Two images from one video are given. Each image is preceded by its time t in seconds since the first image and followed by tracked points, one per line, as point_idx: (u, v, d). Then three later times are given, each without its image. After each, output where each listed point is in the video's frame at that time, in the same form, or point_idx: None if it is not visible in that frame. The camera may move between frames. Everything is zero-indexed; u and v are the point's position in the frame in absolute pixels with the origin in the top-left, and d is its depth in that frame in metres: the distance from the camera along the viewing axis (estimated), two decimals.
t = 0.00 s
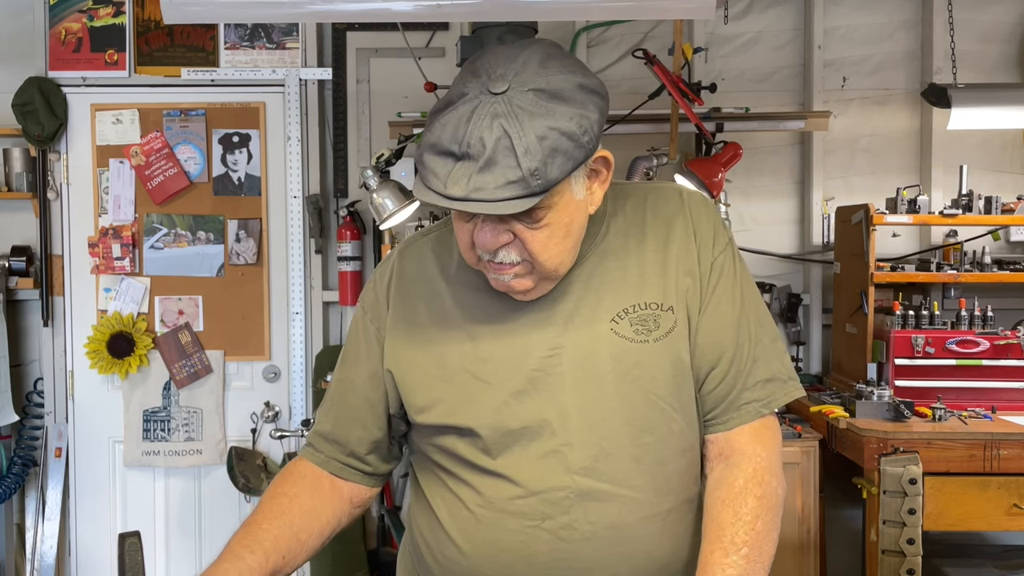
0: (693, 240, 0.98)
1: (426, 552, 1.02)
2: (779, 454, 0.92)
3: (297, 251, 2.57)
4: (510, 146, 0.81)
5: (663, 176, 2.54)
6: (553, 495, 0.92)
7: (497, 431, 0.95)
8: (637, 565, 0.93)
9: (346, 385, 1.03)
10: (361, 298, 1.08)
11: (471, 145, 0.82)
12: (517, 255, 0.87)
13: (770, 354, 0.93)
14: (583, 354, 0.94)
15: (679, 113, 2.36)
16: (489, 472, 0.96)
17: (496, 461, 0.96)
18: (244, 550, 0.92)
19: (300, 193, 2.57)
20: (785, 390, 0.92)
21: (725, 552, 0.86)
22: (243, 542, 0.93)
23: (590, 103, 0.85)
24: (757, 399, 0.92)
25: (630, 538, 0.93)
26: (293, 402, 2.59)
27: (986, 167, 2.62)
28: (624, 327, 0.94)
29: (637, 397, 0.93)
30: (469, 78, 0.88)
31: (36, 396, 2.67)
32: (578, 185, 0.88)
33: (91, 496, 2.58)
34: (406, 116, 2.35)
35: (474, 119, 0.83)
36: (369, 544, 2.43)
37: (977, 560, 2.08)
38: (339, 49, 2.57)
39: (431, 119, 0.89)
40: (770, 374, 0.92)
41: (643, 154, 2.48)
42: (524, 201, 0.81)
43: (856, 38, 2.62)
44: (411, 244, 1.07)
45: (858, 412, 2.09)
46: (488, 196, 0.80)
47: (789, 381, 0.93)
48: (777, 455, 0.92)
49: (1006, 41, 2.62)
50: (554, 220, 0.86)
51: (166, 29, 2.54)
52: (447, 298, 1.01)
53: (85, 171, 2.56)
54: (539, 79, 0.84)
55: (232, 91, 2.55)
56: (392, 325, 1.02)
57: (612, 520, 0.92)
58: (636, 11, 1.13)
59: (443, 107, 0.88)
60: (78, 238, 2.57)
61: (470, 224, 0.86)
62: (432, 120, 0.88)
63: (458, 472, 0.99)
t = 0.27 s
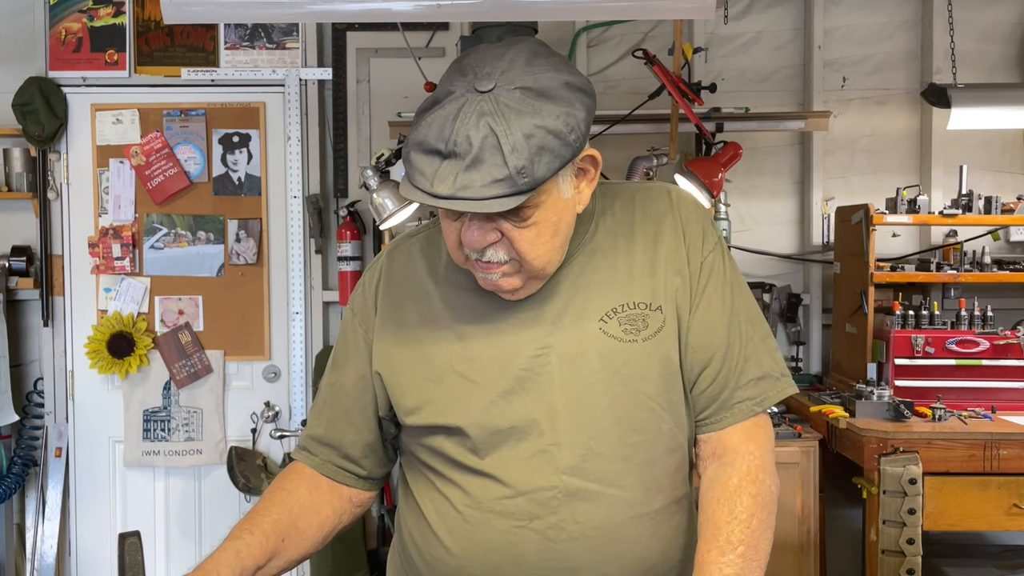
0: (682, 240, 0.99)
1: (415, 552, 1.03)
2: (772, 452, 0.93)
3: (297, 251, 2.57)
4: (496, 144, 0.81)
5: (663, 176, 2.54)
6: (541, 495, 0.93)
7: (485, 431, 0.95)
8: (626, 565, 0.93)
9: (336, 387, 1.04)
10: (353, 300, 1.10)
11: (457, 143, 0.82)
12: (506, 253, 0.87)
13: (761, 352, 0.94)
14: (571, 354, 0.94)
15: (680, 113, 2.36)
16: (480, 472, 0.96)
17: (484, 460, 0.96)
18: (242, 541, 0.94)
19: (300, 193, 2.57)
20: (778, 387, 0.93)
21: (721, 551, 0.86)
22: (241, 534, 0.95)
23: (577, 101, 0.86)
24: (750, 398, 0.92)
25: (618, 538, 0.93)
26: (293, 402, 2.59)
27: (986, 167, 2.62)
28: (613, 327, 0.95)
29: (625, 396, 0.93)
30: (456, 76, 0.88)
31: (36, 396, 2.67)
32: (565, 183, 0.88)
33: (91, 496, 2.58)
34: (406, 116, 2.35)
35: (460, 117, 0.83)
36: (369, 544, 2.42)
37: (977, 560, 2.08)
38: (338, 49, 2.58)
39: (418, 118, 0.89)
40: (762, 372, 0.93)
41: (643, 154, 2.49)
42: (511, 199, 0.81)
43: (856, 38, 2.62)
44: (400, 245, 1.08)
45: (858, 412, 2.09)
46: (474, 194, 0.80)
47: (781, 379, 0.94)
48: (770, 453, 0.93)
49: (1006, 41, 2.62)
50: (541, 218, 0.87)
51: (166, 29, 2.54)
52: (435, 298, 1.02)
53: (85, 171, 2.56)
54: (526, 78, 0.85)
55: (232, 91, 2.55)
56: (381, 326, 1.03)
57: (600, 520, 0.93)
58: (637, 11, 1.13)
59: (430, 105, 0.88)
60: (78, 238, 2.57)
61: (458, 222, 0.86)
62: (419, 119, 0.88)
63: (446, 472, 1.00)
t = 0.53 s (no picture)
0: (673, 241, 1.00)
1: (403, 552, 1.03)
2: (766, 451, 0.94)
3: (297, 251, 2.57)
4: (485, 143, 0.81)
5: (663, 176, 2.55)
6: (529, 495, 0.93)
7: (474, 432, 0.96)
8: (616, 566, 0.93)
9: (328, 390, 1.05)
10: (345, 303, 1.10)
11: (446, 143, 0.82)
12: (495, 253, 0.87)
13: (754, 352, 0.95)
14: (560, 354, 0.95)
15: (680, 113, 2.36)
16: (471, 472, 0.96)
17: (473, 461, 0.97)
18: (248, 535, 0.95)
19: (300, 193, 2.57)
20: (770, 386, 0.94)
21: (719, 550, 0.87)
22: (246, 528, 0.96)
23: (566, 100, 0.86)
24: (743, 397, 0.93)
25: (607, 539, 0.93)
26: (293, 402, 2.59)
27: (985, 167, 2.62)
28: (602, 327, 0.95)
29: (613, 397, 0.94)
30: (445, 75, 0.88)
31: (36, 396, 2.67)
32: (554, 182, 0.89)
33: (91, 496, 2.58)
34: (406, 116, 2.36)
35: (449, 116, 0.83)
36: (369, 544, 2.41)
37: (977, 560, 2.08)
38: (338, 49, 2.58)
39: (407, 117, 0.89)
40: (755, 371, 0.94)
41: (643, 155, 2.49)
42: (500, 199, 0.81)
43: (856, 38, 2.62)
44: (389, 246, 1.09)
45: (858, 412, 2.09)
46: (463, 194, 0.80)
47: (773, 378, 0.95)
48: (764, 452, 0.94)
49: (1006, 40, 2.62)
50: (530, 218, 0.87)
51: (167, 29, 2.54)
52: (425, 299, 1.02)
53: (85, 171, 2.56)
54: (515, 77, 0.85)
55: (232, 91, 2.55)
56: (370, 328, 1.03)
57: (589, 521, 0.93)
58: (637, 11, 1.13)
59: (419, 104, 0.88)
60: (78, 238, 2.57)
61: (447, 222, 0.86)
62: (408, 118, 0.88)
63: (435, 473, 1.00)
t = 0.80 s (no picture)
0: (664, 241, 1.00)
1: (393, 554, 1.03)
2: (762, 450, 0.94)
3: (297, 251, 2.57)
4: (474, 144, 0.81)
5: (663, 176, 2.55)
6: (519, 497, 0.93)
7: (464, 434, 0.96)
8: (606, 568, 0.93)
9: (321, 392, 1.06)
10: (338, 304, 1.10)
11: (435, 142, 0.82)
12: (485, 254, 0.87)
13: (748, 351, 0.95)
14: (551, 356, 0.95)
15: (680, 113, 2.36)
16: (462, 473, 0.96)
17: (463, 462, 0.97)
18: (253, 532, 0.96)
19: (300, 193, 2.57)
20: (766, 385, 0.94)
21: (716, 551, 0.88)
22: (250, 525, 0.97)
23: (556, 101, 0.86)
24: (738, 397, 0.93)
25: (597, 541, 0.93)
26: (293, 402, 2.59)
27: (985, 167, 2.62)
28: (593, 329, 0.96)
29: (603, 398, 0.94)
30: (434, 74, 0.88)
31: (36, 396, 2.67)
32: (544, 183, 0.89)
33: (91, 497, 2.58)
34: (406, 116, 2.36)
35: (438, 115, 0.83)
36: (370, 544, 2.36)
37: (977, 560, 2.08)
38: (338, 49, 2.58)
39: (395, 116, 0.89)
40: (750, 370, 0.94)
41: (643, 155, 2.49)
42: (489, 200, 0.81)
43: (856, 38, 2.62)
44: (377, 247, 1.09)
45: (858, 412, 2.09)
46: (452, 194, 0.80)
47: (768, 377, 0.95)
48: (760, 450, 0.95)
49: (1006, 40, 2.62)
50: (520, 219, 0.87)
51: (167, 29, 2.54)
52: (416, 300, 1.02)
53: (85, 171, 2.56)
54: (505, 77, 0.85)
55: (232, 91, 2.55)
56: (360, 330, 1.04)
57: (579, 522, 0.93)
58: (638, 11, 1.13)
59: (408, 103, 0.87)
60: (78, 238, 2.57)
61: (436, 224, 0.86)
62: (396, 117, 0.88)
63: (425, 475, 1.00)
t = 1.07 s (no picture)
0: (657, 241, 1.01)
1: (385, 557, 1.02)
2: (757, 448, 0.95)
3: (297, 251, 2.57)
4: (464, 147, 0.81)
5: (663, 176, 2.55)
6: (510, 499, 0.93)
7: (456, 435, 0.96)
8: (597, 570, 0.93)
9: (319, 394, 1.08)
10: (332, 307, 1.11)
11: (425, 145, 0.81)
12: (475, 257, 0.88)
13: (742, 351, 0.95)
14: (542, 358, 0.95)
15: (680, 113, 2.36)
16: (456, 474, 0.96)
17: (454, 464, 0.97)
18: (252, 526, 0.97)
19: (300, 193, 2.57)
20: (760, 384, 0.95)
21: (714, 550, 0.88)
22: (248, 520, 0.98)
23: (546, 104, 0.86)
24: (734, 396, 0.94)
25: (588, 543, 0.93)
26: (293, 402, 2.59)
27: (985, 167, 2.62)
28: (585, 330, 0.96)
29: (594, 399, 0.94)
30: (423, 77, 0.88)
31: (36, 396, 2.67)
32: (535, 185, 0.88)
33: (91, 497, 2.58)
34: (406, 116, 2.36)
35: (428, 118, 0.82)
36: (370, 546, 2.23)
37: (977, 560, 2.08)
38: (338, 49, 2.58)
39: (384, 118, 0.89)
40: (744, 369, 0.95)
41: (643, 155, 2.49)
42: (480, 204, 0.81)
43: (856, 38, 2.62)
44: (368, 248, 1.09)
45: (858, 412, 2.09)
46: (442, 198, 0.80)
47: (762, 375, 0.96)
48: (755, 449, 0.95)
49: (1006, 41, 2.62)
50: (511, 222, 0.87)
51: (167, 29, 2.54)
52: (406, 300, 1.02)
53: (85, 171, 2.56)
54: (495, 79, 0.85)
55: (232, 91, 2.55)
56: (352, 332, 1.04)
57: (570, 525, 0.93)
58: (638, 11, 1.12)
59: (397, 106, 0.87)
60: (78, 238, 2.57)
61: (427, 227, 0.86)
62: (385, 119, 0.88)
63: (416, 477, 1.00)
